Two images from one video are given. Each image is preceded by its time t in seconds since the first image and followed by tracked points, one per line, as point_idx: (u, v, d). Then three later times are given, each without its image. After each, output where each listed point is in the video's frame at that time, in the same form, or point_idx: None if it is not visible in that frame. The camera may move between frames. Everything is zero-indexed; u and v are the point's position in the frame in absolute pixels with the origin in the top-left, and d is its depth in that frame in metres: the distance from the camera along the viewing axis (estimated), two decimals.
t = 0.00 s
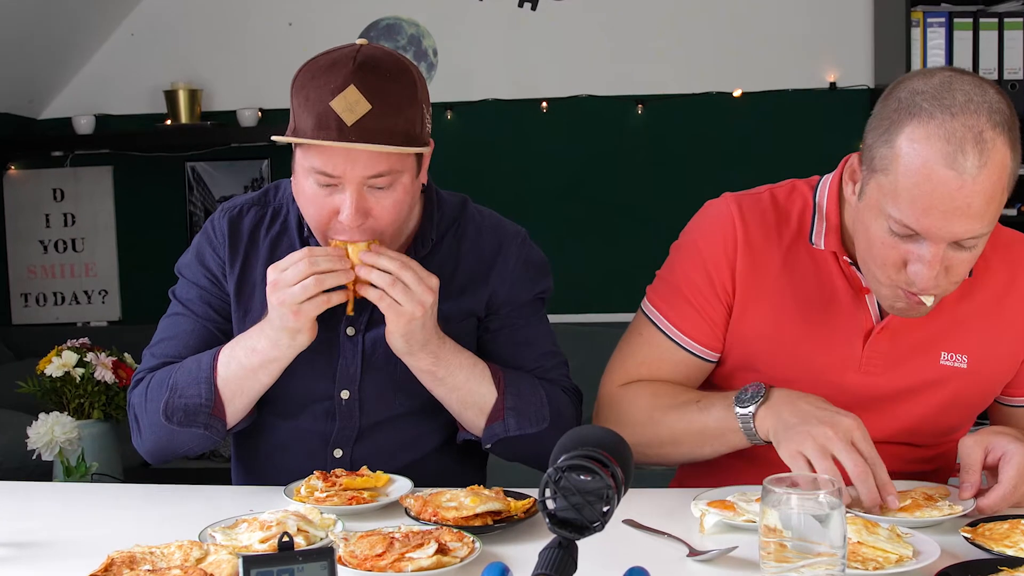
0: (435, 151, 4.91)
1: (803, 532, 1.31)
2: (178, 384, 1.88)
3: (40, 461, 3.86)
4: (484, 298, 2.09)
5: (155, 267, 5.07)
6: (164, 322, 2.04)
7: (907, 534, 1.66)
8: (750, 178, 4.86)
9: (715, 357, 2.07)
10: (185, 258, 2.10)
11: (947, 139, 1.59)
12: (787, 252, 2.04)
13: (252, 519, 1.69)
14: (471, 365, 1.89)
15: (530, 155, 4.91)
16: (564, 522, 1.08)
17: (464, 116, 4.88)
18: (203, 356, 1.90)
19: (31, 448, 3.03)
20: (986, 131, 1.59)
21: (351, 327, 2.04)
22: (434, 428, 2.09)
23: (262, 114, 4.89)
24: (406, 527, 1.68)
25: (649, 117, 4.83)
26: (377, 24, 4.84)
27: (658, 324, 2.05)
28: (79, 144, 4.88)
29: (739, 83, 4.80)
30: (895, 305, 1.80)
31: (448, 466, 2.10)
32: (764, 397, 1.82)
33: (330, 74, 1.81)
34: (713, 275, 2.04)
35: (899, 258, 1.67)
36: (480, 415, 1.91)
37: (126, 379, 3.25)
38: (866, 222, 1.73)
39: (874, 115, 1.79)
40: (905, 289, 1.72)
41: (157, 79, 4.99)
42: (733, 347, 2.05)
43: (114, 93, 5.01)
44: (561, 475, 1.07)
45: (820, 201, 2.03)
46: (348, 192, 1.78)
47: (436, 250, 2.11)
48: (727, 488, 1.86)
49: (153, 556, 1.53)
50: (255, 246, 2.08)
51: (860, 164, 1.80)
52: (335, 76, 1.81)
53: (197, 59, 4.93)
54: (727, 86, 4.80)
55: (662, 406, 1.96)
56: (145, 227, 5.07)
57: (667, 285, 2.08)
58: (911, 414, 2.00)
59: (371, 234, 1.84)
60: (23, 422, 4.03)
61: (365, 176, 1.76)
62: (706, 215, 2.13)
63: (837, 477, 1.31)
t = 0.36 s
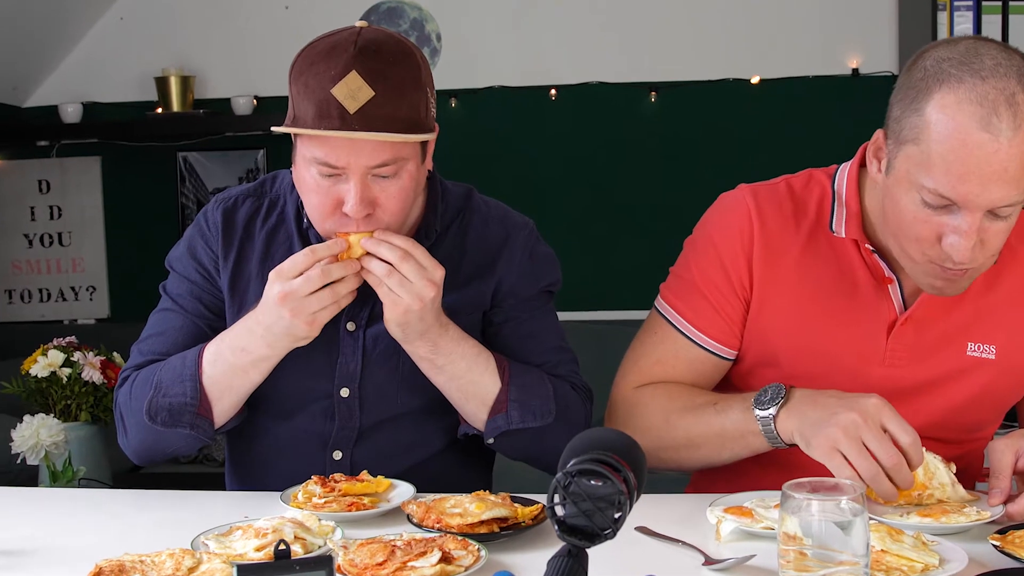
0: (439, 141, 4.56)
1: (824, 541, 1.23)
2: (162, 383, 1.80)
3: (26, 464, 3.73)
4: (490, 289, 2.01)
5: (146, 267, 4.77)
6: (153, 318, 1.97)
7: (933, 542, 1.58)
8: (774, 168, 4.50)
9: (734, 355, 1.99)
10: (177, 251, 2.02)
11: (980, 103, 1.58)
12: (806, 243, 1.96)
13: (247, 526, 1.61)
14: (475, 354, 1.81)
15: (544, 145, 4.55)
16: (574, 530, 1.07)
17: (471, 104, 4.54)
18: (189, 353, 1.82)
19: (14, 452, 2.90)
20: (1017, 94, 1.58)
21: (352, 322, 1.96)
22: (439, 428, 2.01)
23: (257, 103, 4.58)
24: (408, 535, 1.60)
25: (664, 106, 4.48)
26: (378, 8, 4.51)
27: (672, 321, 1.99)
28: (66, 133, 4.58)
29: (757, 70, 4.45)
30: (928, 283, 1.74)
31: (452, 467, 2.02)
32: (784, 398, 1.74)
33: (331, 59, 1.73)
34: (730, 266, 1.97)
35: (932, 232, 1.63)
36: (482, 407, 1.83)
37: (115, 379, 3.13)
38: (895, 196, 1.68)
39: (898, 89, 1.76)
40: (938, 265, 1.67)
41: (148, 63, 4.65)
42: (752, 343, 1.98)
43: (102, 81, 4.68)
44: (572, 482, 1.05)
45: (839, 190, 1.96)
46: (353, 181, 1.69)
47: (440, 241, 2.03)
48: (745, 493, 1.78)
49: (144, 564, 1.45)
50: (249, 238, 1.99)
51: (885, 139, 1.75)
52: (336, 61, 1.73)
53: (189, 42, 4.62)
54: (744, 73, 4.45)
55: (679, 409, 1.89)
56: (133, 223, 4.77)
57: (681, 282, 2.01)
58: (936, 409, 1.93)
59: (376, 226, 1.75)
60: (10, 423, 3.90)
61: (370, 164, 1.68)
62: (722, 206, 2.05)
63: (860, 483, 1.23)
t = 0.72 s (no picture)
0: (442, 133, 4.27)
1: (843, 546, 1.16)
2: (160, 374, 1.74)
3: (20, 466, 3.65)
4: (497, 287, 1.96)
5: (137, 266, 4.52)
6: (149, 311, 1.91)
7: (955, 546, 1.50)
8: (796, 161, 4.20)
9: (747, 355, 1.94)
10: (174, 244, 1.97)
11: (1009, 76, 1.53)
12: (821, 237, 1.90)
13: (245, 530, 1.55)
14: (487, 353, 1.75)
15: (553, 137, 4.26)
16: (584, 534, 1.04)
17: (475, 92, 4.24)
18: (187, 342, 1.76)
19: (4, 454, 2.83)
20: None
21: (354, 319, 1.90)
22: (446, 428, 1.95)
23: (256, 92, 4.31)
24: (412, 539, 1.55)
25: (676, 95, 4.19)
26: None
27: (682, 320, 1.92)
28: (59, 124, 4.35)
29: (772, 58, 4.15)
30: (947, 265, 1.69)
31: (459, 467, 1.96)
32: (779, 408, 1.68)
33: (325, 41, 1.68)
34: (744, 262, 1.91)
35: (959, 210, 1.58)
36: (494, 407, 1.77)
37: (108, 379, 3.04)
38: (920, 174, 1.63)
39: (921, 66, 1.71)
40: (959, 243, 1.63)
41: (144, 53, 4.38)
42: (767, 342, 1.92)
43: (93, 70, 4.41)
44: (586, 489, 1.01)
45: (855, 180, 1.91)
46: (345, 168, 1.64)
47: (445, 235, 1.98)
48: (761, 496, 1.73)
49: (138, 569, 1.40)
50: (250, 230, 1.94)
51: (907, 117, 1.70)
52: (331, 42, 1.68)
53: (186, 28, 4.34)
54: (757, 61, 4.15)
55: (683, 409, 1.83)
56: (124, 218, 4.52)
57: (692, 280, 1.95)
58: (960, 406, 1.87)
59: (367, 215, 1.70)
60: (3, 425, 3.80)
61: (363, 150, 1.62)
62: (732, 202, 1.99)
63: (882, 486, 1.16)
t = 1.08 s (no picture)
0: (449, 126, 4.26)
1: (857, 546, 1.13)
2: (121, 397, 1.78)
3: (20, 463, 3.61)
4: (512, 294, 1.89)
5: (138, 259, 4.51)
6: (138, 303, 1.91)
7: (971, 547, 1.47)
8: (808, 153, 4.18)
9: (756, 355, 1.91)
10: (166, 238, 1.92)
11: (1013, 53, 1.48)
12: (826, 232, 1.86)
13: (246, 530, 1.52)
14: (538, 403, 1.78)
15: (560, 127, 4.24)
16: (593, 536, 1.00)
17: (481, 83, 4.23)
18: (152, 376, 1.76)
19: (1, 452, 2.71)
20: None
21: (362, 312, 1.83)
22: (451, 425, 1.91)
23: (256, 83, 4.27)
24: (416, 540, 1.51)
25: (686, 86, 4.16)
26: None
27: (690, 323, 1.90)
28: (57, 115, 4.31)
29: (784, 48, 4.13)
30: (955, 242, 1.63)
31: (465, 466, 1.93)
32: (778, 418, 1.67)
33: (329, 67, 1.61)
34: (748, 260, 1.87)
35: (959, 186, 1.53)
36: (554, 447, 1.79)
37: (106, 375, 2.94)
38: (921, 151, 1.58)
39: (926, 40, 1.66)
40: (960, 220, 1.57)
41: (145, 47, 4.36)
42: (775, 339, 1.89)
43: (92, 63, 4.39)
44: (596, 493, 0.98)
45: (860, 171, 1.86)
46: (355, 190, 1.61)
47: (460, 230, 1.90)
48: (773, 495, 1.69)
49: (137, 570, 1.37)
50: (245, 230, 1.87)
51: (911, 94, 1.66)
52: (333, 70, 1.61)
53: (187, 20, 4.31)
54: (769, 51, 4.13)
55: (691, 413, 1.80)
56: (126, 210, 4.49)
57: (698, 281, 1.92)
58: (975, 397, 1.82)
59: (382, 232, 1.68)
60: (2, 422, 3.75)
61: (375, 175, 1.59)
62: (736, 199, 1.95)
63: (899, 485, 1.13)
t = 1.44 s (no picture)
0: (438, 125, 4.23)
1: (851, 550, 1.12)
2: (123, 412, 1.76)
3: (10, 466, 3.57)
4: (501, 290, 1.88)
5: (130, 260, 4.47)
6: (130, 307, 1.90)
7: (967, 551, 1.45)
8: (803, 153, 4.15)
9: (750, 359, 1.89)
10: (156, 243, 1.90)
11: (1016, 41, 1.47)
12: (819, 233, 1.83)
13: (236, 533, 1.51)
14: (502, 416, 1.81)
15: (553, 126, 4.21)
16: (584, 538, 1.01)
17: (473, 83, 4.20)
18: (157, 394, 1.75)
19: None
20: None
21: (352, 311, 1.82)
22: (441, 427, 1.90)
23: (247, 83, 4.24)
24: (408, 543, 1.50)
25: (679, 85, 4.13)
26: None
27: (683, 329, 1.88)
28: (45, 115, 4.28)
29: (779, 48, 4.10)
30: (949, 238, 1.60)
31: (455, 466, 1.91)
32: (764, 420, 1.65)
33: (320, 78, 1.59)
34: (740, 264, 1.85)
35: (957, 176, 1.50)
36: (527, 458, 1.83)
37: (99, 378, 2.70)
38: (919, 140, 1.56)
39: (925, 30, 1.64)
40: (957, 214, 1.54)
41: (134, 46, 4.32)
42: (769, 342, 1.87)
43: (82, 62, 4.35)
44: (583, 487, 0.97)
45: (852, 170, 1.85)
46: (348, 198, 1.60)
47: (449, 228, 1.88)
48: (767, 497, 1.68)
49: (125, 573, 1.35)
50: (234, 231, 1.86)
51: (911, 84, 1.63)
52: (325, 81, 1.59)
53: (178, 20, 4.27)
54: (764, 51, 4.11)
55: (684, 420, 1.78)
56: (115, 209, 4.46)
57: (690, 286, 1.90)
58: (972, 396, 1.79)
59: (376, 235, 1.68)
60: None
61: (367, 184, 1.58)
62: (726, 202, 1.93)
63: (894, 488, 1.12)
